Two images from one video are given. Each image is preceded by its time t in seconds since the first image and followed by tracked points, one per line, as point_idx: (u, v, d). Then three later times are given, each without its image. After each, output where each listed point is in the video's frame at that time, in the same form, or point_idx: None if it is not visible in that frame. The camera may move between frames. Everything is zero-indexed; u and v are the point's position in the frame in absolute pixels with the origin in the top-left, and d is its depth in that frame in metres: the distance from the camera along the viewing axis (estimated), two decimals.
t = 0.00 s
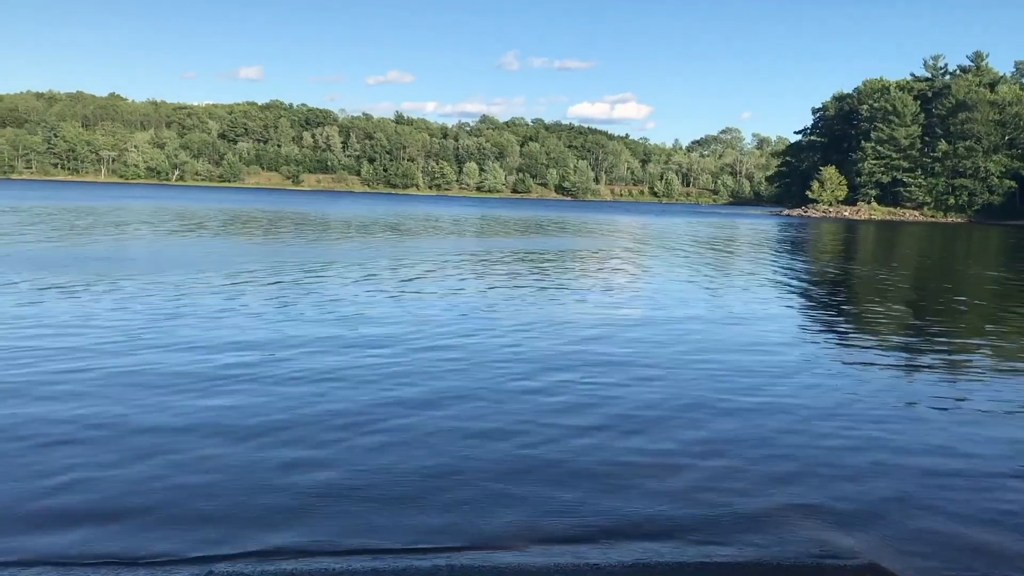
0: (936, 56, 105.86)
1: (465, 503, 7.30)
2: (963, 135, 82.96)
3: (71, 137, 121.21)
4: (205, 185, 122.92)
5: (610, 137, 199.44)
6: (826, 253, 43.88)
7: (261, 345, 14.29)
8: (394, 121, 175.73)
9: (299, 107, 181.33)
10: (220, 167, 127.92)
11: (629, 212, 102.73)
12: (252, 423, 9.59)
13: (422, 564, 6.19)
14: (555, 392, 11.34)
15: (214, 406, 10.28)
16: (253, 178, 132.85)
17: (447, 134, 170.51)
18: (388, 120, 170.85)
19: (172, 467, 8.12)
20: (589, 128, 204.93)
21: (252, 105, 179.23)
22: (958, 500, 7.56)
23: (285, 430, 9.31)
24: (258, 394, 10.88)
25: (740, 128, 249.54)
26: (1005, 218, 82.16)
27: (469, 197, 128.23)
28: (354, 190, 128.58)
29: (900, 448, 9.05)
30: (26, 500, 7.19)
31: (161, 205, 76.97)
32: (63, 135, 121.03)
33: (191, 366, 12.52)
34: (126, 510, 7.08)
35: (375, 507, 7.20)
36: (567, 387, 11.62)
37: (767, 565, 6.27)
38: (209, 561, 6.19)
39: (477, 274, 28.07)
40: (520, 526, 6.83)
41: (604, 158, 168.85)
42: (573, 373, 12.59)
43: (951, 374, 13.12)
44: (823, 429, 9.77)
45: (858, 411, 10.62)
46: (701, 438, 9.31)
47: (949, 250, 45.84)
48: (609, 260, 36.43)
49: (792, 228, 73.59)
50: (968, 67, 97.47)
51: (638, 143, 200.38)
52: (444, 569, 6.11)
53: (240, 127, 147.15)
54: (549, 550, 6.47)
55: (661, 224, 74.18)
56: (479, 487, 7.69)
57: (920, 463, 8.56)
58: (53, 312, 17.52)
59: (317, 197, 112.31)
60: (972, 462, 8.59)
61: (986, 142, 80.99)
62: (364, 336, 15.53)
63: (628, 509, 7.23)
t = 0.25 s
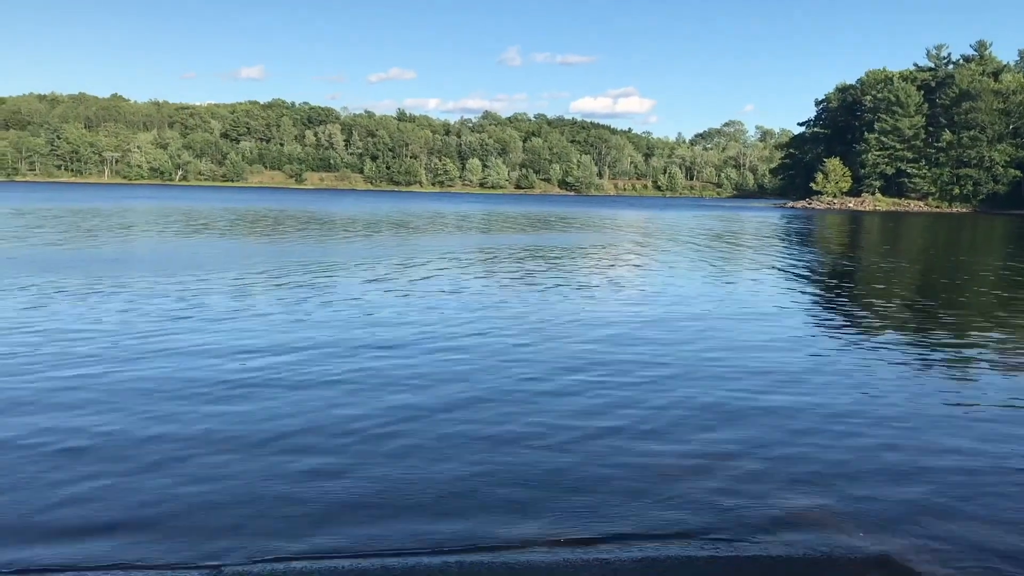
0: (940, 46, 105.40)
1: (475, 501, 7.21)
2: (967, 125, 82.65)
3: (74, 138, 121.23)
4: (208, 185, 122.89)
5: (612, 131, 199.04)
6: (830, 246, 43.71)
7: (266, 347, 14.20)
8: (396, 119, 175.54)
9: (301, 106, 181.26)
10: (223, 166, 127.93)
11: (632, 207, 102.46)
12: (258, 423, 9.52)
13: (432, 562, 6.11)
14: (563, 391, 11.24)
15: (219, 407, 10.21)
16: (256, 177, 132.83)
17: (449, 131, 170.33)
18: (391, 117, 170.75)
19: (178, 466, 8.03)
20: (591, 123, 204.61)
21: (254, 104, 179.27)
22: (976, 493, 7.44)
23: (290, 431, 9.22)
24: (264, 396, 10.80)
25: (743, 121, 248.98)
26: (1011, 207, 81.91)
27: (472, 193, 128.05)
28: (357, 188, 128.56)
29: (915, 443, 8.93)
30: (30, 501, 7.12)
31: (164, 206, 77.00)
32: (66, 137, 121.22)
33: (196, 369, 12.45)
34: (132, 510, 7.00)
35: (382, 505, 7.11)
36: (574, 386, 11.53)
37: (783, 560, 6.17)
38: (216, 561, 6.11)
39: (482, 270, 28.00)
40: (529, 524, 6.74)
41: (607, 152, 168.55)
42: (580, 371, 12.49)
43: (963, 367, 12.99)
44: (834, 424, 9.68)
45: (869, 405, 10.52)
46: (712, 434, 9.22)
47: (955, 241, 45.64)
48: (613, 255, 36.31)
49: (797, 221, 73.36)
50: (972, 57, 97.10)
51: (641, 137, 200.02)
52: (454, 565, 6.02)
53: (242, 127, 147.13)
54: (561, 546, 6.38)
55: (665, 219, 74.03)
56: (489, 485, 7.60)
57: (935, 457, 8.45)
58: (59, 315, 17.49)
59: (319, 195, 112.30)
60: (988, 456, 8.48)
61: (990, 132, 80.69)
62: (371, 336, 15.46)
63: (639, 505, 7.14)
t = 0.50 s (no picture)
0: (947, 37, 105.04)
1: (489, 503, 7.32)
2: (975, 117, 82.37)
3: (82, 140, 121.78)
4: (216, 185, 123.25)
5: (619, 127, 198.86)
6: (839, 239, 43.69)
7: (279, 350, 14.34)
8: (403, 117, 175.75)
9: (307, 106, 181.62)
10: (231, 167, 128.31)
11: (640, 202, 102.44)
12: (274, 427, 9.65)
13: (446, 560, 6.22)
14: (573, 392, 11.34)
15: (231, 410, 10.35)
16: (264, 177, 133.18)
17: (455, 128, 170.39)
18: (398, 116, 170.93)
19: (195, 472, 8.17)
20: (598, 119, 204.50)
21: (261, 105, 179.76)
22: (985, 491, 7.52)
23: (305, 435, 9.35)
24: (278, 399, 10.93)
25: (750, 116, 248.49)
26: (1020, 199, 81.60)
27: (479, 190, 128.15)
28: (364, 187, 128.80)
29: (924, 441, 9.02)
30: (47, 508, 7.25)
31: (173, 206, 77.39)
32: (74, 139, 121.83)
33: (211, 372, 12.59)
34: (151, 514, 7.14)
35: (397, 508, 7.23)
36: (584, 387, 11.63)
37: (793, 556, 6.27)
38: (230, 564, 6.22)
39: (491, 269, 28.13)
40: (542, 525, 6.86)
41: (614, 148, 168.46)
42: (590, 371, 12.60)
43: (971, 361, 13.04)
44: (842, 423, 9.74)
45: (877, 403, 10.57)
46: (721, 435, 9.31)
47: (964, 233, 45.56)
48: (621, 251, 36.41)
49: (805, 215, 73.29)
50: (980, 48, 96.71)
51: (648, 132, 199.81)
52: (466, 565, 6.12)
53: (249, 127, 147.51)
54: (571, 545, 6.49)
55: (673, 214, 74.06)
56: (502, 487, 7.72)
57: (944, 455, 8.53)
58: (74, 318, 17.68)
59: (327, 194, 112.64)
60: (997, 454, 8.55)
61: (999, 123, 80.42)
62: (382, 337, 15.60)
63: (650, 506, 7.25)
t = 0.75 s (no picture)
0: (979, 32, 103.75)
1: (521, 500, 7.40)
2: (1008, 113, 81.32)
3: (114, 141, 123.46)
4: (245, 185, 124.38)
5: (646, 125, 198.16)
6: (867, 238, 43.34)
7: (308, 343, 14.45)
8: (430, 117, 176.27)
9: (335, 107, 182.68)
10: (260, 167, 129.36)
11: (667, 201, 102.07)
12: (306, 421, 9.75)
13: (478, 559, 6.30)
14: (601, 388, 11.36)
15: (260, 403, 10.50)
16: (293, 177, 134.12)
17: (482, 128, 170.67)
18: (424, 116, 171.49)
19: (229, 466, 8.30)
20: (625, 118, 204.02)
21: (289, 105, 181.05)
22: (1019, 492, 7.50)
23: (336, 429, 9.46)
24: (310, 393, 11.05)
25: (777, 114, 246.83)
26: None
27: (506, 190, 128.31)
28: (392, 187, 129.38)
29: (957, 440, 8.98)
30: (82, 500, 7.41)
31: (201, 207, 78.15)
32: (106, 141, 123.39)
33: (243, 365, 12.73)
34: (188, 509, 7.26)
35: (430, 505, 7.31)
36: (613, 383, 11.64)
37: (825, 557, 6.29)
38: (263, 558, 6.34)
39: (517, 267, 28.18)
40: (574, 523, 6.92)
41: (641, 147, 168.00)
42: (618, 366, 12.62)
43: (1003, 361, 12.93)
44: (870, 422, 9.72)
45: (905, 402, 10.52)
46: (751, 432, 9.32)
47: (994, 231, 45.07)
48: (645, 249, 36.37)
49: (832, 213, 72.71)
50: (1012, 43, 95.46)
51: (675, 131, 199.02)
52: (496, 563, 6.20)
53: (278, 128, 148.61)
54: (599, 545, 6.56)
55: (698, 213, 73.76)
56: (532, 484, 7.78)
57: (978, 455, 8.49)
58: (106, 312, 17.91)
59: (354, 194, 113.28)
60: None
61: None
62: (410, 330, 15.69)
63: (681, 504, 7.29)
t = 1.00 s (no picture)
0: None
1: (562, 496, 7.43)
2: None
3: (162, 142, 125.51)
4: (289, 186, 125.75)
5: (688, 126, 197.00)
6: (912, 241, 42.75)
7: (351, 338, 14.61)
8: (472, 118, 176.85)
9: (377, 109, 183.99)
10: (304, 168, 130.69)
11: (709, 203, 101.30)
12: (349, 414, 9.87)
13: (522, 557, 6.33)
14: (641, 385, 11.37)
15: (300, 398, 10.59)
16: (336, 178, 135.30)
17: (523, 129, 170.94)
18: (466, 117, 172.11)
19: (276, 456, 8.44)
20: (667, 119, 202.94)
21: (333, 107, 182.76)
22: None
23: (379, 422, 9.57)
24: (352, 386, 11.20)
25: (822, 115, 243.96)
26: None
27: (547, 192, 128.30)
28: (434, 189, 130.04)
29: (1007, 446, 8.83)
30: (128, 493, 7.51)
31: (245, 208, 79.14)
32: (154, 142, 125.58)
33: (286, 358, 12.92)
34: (235, 498, 7.40)
35: (472, 498, 7.37)
36: (654, 380, 11.64)
37: (869, 563, 6.25)
38: (307, 552, 6.40)
39: (557, 268, 28.22)
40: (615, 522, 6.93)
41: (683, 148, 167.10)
42: (658, 365, 12.60)
43: None
44: (916, 426, 9.56)
45: (951, 406, 10.36)
46: (794, 432, 9.27)
47: None
48: (686, 251, 36.20)
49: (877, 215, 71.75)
50: None
51: (717, 132, 197.63)
52: (536, 564, 6.20)
53: (321, 129, 150.00)
54: (640, 547, 6.54)
55: (740, 214, 73.17)
56: (574, 480, 7.81)
57: None
58: (153, 310, 18.26)
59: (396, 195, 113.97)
60: None
61: None
62: (450, 328, 15.80)
63: (722, 505, 7.28)
